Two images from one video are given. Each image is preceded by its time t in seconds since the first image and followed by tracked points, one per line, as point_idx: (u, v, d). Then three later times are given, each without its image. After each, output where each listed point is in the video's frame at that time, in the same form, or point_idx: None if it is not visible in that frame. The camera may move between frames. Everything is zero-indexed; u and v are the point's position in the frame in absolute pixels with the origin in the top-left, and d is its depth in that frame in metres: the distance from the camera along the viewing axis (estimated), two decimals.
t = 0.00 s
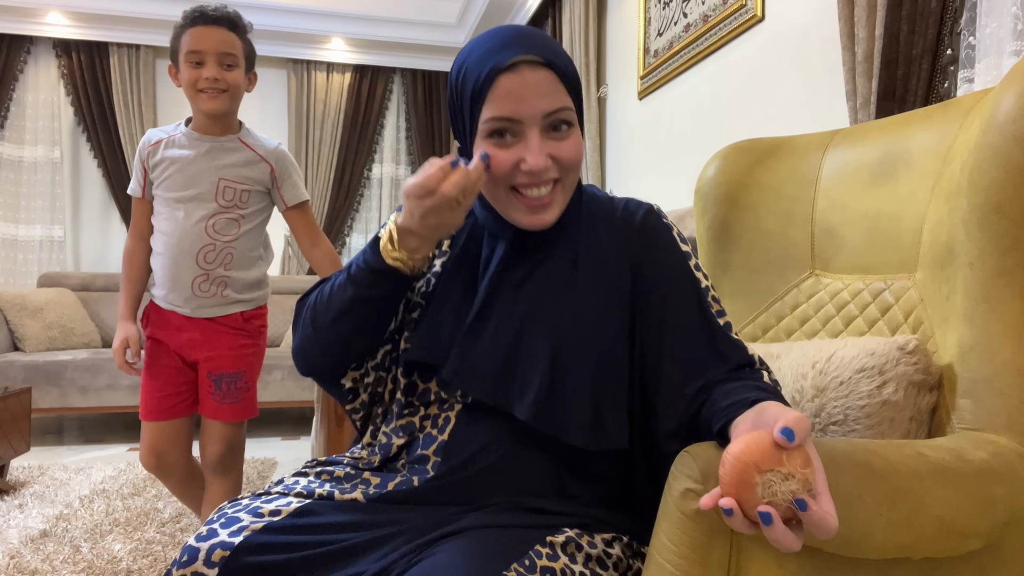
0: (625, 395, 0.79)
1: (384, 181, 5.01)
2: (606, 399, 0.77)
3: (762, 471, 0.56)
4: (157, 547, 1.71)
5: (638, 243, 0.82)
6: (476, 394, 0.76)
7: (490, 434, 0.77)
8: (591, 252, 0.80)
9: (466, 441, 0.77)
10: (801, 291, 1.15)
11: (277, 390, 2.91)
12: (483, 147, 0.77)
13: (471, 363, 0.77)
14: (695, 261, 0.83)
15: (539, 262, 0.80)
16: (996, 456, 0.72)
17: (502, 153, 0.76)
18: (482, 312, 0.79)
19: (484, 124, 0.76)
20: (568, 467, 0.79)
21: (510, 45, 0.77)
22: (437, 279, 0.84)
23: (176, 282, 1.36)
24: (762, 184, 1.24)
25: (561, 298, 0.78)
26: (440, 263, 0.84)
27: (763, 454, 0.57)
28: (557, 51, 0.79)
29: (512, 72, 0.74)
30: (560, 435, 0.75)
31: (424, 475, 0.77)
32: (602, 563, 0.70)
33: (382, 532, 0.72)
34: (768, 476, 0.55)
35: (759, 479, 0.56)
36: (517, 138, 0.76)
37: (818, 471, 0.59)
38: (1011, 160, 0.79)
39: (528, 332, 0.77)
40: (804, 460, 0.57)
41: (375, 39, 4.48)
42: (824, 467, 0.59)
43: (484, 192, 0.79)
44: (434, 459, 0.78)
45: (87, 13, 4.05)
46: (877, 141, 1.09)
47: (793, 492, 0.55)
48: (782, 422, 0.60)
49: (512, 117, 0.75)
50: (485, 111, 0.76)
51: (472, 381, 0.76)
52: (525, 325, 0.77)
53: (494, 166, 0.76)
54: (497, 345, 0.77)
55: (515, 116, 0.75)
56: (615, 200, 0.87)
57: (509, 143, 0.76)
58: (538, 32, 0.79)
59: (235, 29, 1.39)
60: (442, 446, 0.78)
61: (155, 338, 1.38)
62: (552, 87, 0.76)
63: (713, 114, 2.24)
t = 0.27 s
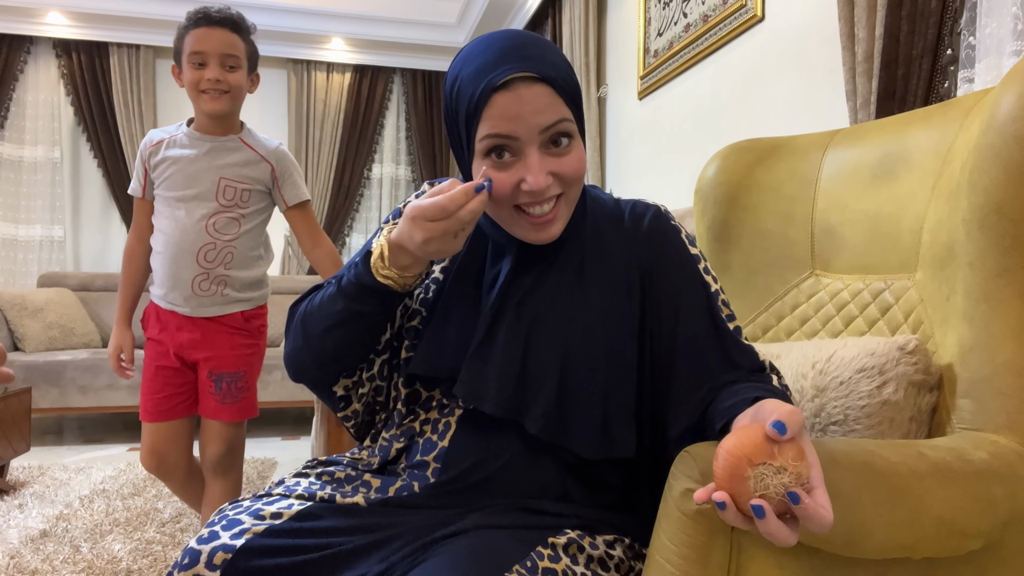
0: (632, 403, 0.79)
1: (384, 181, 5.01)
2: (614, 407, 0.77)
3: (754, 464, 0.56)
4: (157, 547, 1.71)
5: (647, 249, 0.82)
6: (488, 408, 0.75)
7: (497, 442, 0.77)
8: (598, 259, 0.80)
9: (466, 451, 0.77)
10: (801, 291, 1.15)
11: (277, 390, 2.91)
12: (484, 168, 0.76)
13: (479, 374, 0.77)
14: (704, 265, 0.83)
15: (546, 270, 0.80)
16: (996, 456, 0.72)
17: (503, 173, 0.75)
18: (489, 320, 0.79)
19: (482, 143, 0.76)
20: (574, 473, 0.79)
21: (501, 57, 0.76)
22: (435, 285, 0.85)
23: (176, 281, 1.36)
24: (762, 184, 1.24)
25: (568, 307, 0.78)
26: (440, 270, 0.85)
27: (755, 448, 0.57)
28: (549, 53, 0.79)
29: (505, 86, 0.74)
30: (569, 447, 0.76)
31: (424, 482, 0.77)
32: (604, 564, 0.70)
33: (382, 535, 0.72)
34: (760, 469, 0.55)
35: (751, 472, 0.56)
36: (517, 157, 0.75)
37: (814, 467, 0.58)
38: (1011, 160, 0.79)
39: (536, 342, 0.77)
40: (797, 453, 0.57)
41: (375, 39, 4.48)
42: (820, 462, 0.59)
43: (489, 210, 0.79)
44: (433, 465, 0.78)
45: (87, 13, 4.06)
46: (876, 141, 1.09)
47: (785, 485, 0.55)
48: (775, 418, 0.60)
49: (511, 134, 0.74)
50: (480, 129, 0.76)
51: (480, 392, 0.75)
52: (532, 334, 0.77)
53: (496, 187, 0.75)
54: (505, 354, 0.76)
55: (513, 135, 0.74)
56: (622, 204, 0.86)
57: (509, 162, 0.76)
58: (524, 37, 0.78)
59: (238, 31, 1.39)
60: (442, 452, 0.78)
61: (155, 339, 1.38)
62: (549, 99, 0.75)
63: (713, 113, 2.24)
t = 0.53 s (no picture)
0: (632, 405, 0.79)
1: (384, 181, 5.01)
2: (616, 409, 0.77)
3: (754, 463, 0.56)
4: (157, 547, 1.71)
5: (647, 250, 0.82)
6: (488, 412, 0.75)
7: (497, 443, 0.78)
8: (598, 261, 0.80)
9: (463, 453, 0.78)
10: (801, 291, 1.15)
11: (277, 390, 2.91)
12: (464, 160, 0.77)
13: (480, 377, 0.77)
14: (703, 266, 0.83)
15: (547, 272, 0.79)
16: (996, 456, 0.72)
17: (477, 167, 0.76)
18: (489, 321, 0.79)
19: (462, 135, 0.76)
20: (574, 475, 0.79)
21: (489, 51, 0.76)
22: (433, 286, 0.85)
23: (179, 280, 1.35)
24: (762, 184, 1.24)
25: (569, 309, 0.78)
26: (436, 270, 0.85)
27: (754, 447, 0.57)
28: (538, 46, 0.79)
29: (488, 79, 0.74)
30: (571, 448, 0.75)
31: (423, 486, 0.77)
32: (604, 565, 0.70)
33: (381, 538, 0.72)
34: (760, 469, 0.55)
35: (750, 472, 0.56)
36: (492, 152, 0.75)
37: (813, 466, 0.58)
38: (1011, 160, 0.79)
39: (537, 344, 0.77)
40: (796, 452, 0.57)
41: (375, 39, 4.48)
42: (819, 462, 0.59)
43: (471, 202, 0.80)
44: (432, 466, 0.78)
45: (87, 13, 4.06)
46: (876, 141, 1.09)
47: (784, 484, 0.55)
48: (775, 417, 0.60)
49: (485, 130, 0.74)
50: (461, 120, 0.76)
51: (481, 393, 0.76)
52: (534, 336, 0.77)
53: (472, 181, 0.76)
54: (507, 356, 0.76)
55: (488, 130, 0.74)
56: (621, 204, 0.86)
57: (486, 157, 0.76)
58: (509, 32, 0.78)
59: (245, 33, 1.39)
60: (440, 453, 0.78)
61: (155, 339, 1.37)
62: (527, 95, 0.75)
63: (713, 113, 2.24)
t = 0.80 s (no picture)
0: (631, 402, 0.79)
1: (384, 181, 5.01)
2: (615, 405, 0.77)
3: (755, 467, 0.56)
4: (157, 547, 1.71)
5: (645, 247, 0.82)
6: (486, 403, 0.76)
7: (496, 439, 0.78)
8: (596, 257, 0.80)
9: (462, 450, 0.78)
10: (801, 291, 1.15)
11: (277, 390, 2.91)
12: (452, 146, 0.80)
13: (478, 373, 0.77)
14: (701, 265, 0.83)
15: (545, 269, 0.80)
16: (996, 457, 0.72)
17: (461, 152, 0.78)
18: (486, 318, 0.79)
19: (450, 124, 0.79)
20: (574, 472, 0.79)
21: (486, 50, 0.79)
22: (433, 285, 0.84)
23: (182, 278, 1.35)
24: (762, 184, 1.24)
25: (568, 305, 0.78)
26: (436, 268, 0.86)
27: (756, 450, 0.57)
28: (532, 43, 0.81)
29: (473, 77, 0.77)
30: (571, 443, 0.75)
31: (423, 480, 0.77)
32: (604, 564, 0.70)
33: (380, 536, 0.72)
34: (762, 473, 0.55)
35: (752, 476, 0.56)
36: (475, 139, 0.78)
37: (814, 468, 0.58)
38: (1011, 160, 0.79)
39: (536, 340, 0.77)
40: (798, 456, 0.57)
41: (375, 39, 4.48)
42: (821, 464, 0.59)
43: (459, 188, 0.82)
44: (434, 462, 0.78)
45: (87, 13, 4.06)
46: (876, 141, 1.09)
47: (786, 488, 0.55)
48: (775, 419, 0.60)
49: (467, 115, 0.77)
50: (450, 108, 0.79)
51: (479, 387, 0.76)
52: (532, 332, 0.77)
53: (457, 166, 0.79)
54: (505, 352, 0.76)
55: (471, 116, 0.77)
56: (620, 204, 0.86)
57: (470, 144, 0.78)
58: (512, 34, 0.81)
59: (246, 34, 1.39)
60: (441, 449, 0.79)
61: (154, 339, 1.36)
62: (510, 83, 0.77)
63: (713, 113, 2.24)
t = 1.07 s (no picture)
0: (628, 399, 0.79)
1: (384, 181, 5.01)
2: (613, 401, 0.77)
3: (765, 472, 0.56)
4: (157, 547, 1.71)
5: (643, 246, 0.82)
6: (484, 395, 0.75)
7: (495, 434, 0.78)
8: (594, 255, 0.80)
9: (461, 444, 0.78)
10: (801, 291, 1.15)
11: (277, 390, 2.91)
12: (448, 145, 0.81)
13: (476, 367, 0.77)
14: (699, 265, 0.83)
15: (543, 265, 0.80)
16: (996, 457, 0.72)
17: (455, 150, 0.79)
18: (485, 313, 0.80)
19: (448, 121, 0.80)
20: (574, 469, 0.79)
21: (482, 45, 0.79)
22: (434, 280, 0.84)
23: (187, 277, 1.35)
24: (762, 184, 1.24)
25: (566, 300, 0.78)
26: (438, 264, 0.86)
27: (765, 457, 0.56)
28: (532, 43, 0.81)
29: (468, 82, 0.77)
30: (570, 436, 0.75)
31: (425, 474, 0.77)
32: (603, 564, 0.70)
33: (380, 535, 0.72)
34: (772, 478, 0.55)
35: (761, 481, 0.56)
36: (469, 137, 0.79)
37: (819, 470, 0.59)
38: (1011, 160, 0.79)
39: (533, 335, 0.77)
40: (806, 459, 0.57)
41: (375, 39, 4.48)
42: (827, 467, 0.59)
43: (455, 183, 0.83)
44: (434, 456, 0.78)
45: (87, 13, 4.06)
46: (876, 141, 1.09)
47: (795, 493, 0.55)
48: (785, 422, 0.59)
49: (463, 114, 0.77)
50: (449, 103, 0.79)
51: (476, 379, 0.76)
52: (529, 328, 0.77)
53: (452, 164, 0.79)
54: (503, 345, 0.77)
55: (465, 116, 0.77)
56: (620, 204, 0.86)
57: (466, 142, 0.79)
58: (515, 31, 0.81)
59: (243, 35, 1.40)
60: (442, 443, 0.79)
61: (154, 341, 1.35)
62: (505, 82, 0.77)
63: (713, 113, 2.24)
